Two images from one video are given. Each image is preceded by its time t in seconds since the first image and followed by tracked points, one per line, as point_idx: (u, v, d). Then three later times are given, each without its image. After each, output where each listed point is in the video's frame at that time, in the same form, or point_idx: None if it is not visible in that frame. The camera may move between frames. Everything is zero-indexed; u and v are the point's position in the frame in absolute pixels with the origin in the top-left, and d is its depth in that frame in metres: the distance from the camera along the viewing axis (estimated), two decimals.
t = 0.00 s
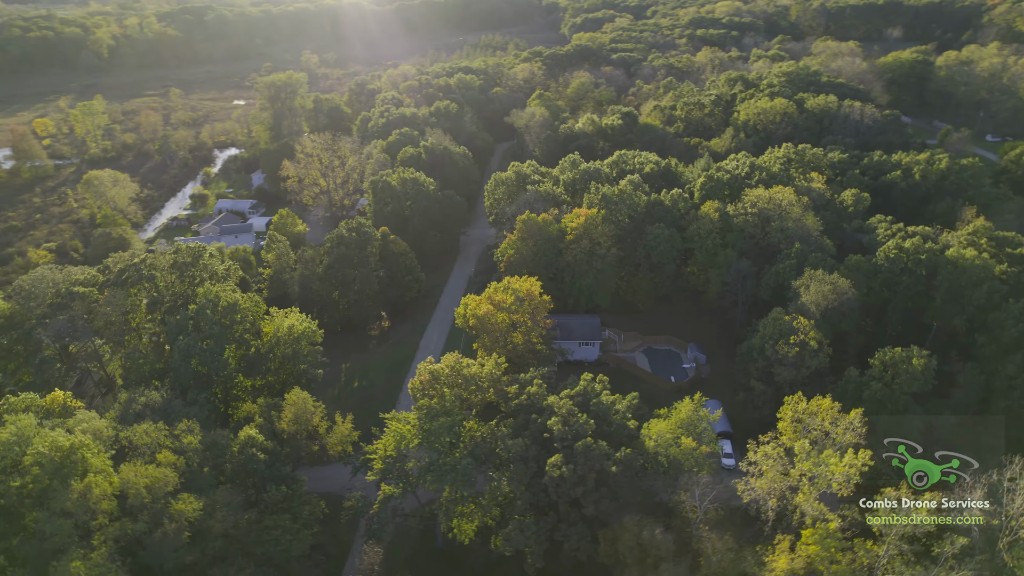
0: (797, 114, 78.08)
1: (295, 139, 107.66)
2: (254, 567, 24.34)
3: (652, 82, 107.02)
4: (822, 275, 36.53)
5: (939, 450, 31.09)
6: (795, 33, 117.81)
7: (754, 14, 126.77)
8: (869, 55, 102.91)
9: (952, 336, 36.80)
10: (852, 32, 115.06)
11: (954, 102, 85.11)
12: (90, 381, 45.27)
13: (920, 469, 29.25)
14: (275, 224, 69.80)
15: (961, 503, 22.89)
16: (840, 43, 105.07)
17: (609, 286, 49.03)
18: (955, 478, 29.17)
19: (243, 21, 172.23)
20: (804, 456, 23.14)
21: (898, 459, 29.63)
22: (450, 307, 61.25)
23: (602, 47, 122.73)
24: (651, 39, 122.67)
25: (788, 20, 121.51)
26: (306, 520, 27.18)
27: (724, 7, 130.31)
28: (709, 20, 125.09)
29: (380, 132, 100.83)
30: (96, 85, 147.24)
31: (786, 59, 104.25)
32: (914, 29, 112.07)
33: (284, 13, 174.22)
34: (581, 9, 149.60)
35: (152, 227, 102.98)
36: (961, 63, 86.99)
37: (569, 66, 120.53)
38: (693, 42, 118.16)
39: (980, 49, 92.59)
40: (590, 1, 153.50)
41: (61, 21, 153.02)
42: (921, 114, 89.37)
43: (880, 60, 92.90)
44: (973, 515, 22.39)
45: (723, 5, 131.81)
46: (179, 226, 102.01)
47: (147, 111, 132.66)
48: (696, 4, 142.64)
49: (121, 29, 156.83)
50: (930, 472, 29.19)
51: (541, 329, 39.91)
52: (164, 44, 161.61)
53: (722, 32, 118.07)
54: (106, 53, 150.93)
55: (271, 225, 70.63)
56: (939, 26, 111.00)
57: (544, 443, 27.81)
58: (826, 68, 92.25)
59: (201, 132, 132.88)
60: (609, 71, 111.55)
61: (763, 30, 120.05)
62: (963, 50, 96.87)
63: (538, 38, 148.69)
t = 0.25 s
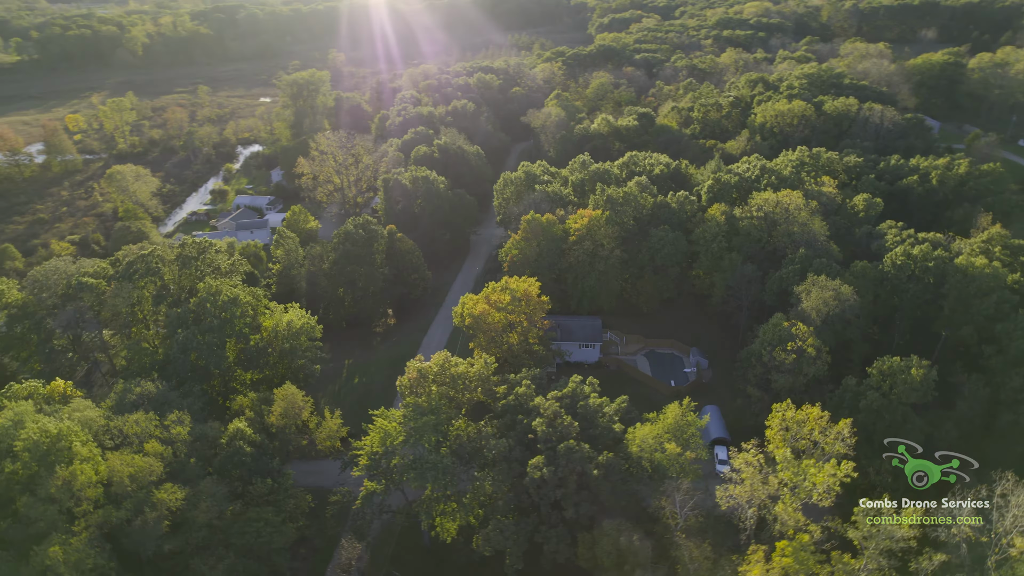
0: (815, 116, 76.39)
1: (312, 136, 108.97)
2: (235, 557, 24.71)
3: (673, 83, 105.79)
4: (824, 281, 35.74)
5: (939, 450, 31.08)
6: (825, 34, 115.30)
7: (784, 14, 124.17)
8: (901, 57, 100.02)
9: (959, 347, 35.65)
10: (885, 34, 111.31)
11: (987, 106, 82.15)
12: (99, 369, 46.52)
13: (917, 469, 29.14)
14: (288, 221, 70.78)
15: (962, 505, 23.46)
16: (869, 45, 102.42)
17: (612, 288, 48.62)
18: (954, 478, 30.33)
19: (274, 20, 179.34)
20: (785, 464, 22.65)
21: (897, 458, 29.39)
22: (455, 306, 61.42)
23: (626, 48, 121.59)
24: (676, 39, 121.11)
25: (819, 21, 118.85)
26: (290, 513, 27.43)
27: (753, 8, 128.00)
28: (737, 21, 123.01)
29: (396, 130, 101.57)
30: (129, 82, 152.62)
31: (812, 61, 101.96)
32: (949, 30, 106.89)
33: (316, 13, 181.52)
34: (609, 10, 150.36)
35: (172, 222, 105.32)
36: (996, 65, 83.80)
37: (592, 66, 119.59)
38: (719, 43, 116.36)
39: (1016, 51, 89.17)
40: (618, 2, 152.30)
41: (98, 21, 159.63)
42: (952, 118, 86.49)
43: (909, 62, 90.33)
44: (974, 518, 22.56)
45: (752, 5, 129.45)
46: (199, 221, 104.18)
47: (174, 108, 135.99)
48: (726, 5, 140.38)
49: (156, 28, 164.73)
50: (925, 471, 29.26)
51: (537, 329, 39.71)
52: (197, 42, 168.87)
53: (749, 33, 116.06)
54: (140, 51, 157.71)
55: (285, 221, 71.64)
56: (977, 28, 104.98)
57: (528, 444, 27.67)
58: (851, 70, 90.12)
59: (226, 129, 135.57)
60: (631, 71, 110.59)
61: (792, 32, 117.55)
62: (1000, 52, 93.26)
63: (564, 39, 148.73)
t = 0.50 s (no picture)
0: (833, 119, 74.82)
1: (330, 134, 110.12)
2: (219, 549, 25.09)
3: (694, 85, 104.56)
4: (824, 288, 34.99)
5: (939, 450, 30.33)
6: (856, 36, 112.81)
7: (814, 15, 121.76)
8: (932, 59, 97.07)
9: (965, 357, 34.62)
10: (919, 36, 108.01)
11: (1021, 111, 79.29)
12: (108, 360, 47.74)
13: (918, 469, 28.36)
14: (301, 217, 71.69)
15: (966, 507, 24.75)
16: (899, 46, 99.64)
17: (614, 291, 48.29)
18: (952, 478, 29.96)
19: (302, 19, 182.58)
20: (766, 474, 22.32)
21: (897, 458, 28.66)
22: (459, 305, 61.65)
23: (649, 49, 120.27)
24: (701, 41, 119.52)
25: (850, 23, 115.91)
26: (276, 507, 27.73)
27: (781, 9, 125.78)
28: (765, 21, 120.79)
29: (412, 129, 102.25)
30: (160, 80, 156.64)
31: (839, 63, 99.69)
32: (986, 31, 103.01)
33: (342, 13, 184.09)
34: (636, 10, 148.71)
35: (192, 217, 107.33)
36: None
37: (615, 67, 118.26)
38: (744, 45, 114.55)
39: None
40: (646, 2, 150.62)
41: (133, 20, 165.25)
42: (983, 123, 83.69)
43: (939, 64, 87.77)
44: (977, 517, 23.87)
45: (781, 6, 127.05)
46: (217, 216, 105.98)
47: (200, 106, 138.93)
48: (755, 6, 137.97)
49: (189, 27, 168.15)
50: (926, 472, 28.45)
51: (533, 330, 39.58)
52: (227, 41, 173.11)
53: (776, 34, 114.04)
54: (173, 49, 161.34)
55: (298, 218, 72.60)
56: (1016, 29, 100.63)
57: (513, 445, 27.60)
58: (876, 73, 88.01)
59: (249, 126, 137.63)
60: (652, 73, 109.64)
61: (821, 33, 115.04)
62: None
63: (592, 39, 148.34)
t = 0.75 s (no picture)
0: (851, 122, 73.27)
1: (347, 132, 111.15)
2: (204, 538, 25.58)
3: (714, 86, 103.28)
4: (824, 294, 34.33)
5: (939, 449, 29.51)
6: (886, 37, 110.28)
7: (843, 16, 119.40)
8: (964, 61, 94.25)
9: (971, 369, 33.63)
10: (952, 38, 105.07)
11: None
12: (118, 350, 48.94)
13: (919, 469, 28.22)
14: (312, 214, 72.57)
15: (963, 505, 26.97)
16: (929, 48, 97.02)
17: (616, 293, 48.00)
18: (954, 477, 29.17)
19: (331, 17, 185.74)
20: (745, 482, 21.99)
21: (897, 458, 28.27)
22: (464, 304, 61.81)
23: (672, 49, 118.70)
24: (725, 42, 117.83)
25: (881, 24, 113.13)
26: (264, 500, 28.11)
27: (809, 9, 123.50)
28: (792, 22, 118.27)
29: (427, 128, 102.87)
30: (189, 78, 160.81)
31: (866, 65, 97.40)
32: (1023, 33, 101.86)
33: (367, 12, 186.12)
34: (663, 11, 146.66)
35: (210, 212, 109.45)
36: None
37: (638, 68, 116.64)
38: (769, 46, 112.68)
39: None
40: (672, 3, 148.64)
41: (167, 19, 173.37)
42: (1014, 127, 81.01)
43: (969, 67, 85.25)
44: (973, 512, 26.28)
45: (810, 7, 124.63)
46: (235, 212, 107.86)
47: (225, 103, 141.61)
48: (784, 6, 135.42)
49: (220, 26, 175.69)
50: (929, 473, 28.23)
51: (528, 329, 39.56)
52: (255, 39, 178.61)
53: (802, 35, 112.05)
54: (203, 46, 169.07)
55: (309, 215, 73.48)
56: None
57: (497, 445, 27.59)
58: (902, 76, 85.75)
59: (271, 123, 139.68)
60: (672, 74, 108.61)
61: (849, 35, 112.61)
62: None
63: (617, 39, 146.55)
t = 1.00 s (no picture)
0: (868, 125, 71.88)
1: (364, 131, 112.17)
2: (192, 529, 26.00)
3: (735, 88, 101.98)
4: (825, 300, 33.61)
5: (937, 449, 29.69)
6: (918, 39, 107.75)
7: (874, 17, 116.92)
8: (997, 63, 91.46)
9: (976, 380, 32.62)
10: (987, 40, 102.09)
11: None
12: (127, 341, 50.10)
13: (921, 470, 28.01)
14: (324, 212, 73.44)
15: (961, 506, 27.42)
16: (961, 50, 94.37)
17: (618, 295, 47.69)
18: (954, 478, 28.96)
19: (358, 16, 187.66)
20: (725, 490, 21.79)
21: (898, 458, 27.75)
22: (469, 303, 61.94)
23: (695, 50, 117.18)
24: (750, 43, 116.19)
25: (913, 26, 110.44)
26: (252, 493, 28.53)
27: (839, 10, 121.12)
28: (820, 24, 116.29)
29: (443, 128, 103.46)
30: (216, 76, 163.98)
31: (893, 67, 95.10)
32: None
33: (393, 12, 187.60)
34: (690, 11, 144.92)
35: (228, 208, 111.37)
36: None
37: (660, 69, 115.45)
38: (795, 47, 110.75)
39: None
40: (699, 3, 146.96)
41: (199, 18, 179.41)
42: None
43: (1001, 70, 82.78)
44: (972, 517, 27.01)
45: (840, 8, 122.26)
46: (253, 208, 109.63)
47: (248, 101, 144.06)
48: (814, 6, 132.76)
49: (250, 25, 180.28)
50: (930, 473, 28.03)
51: (526, 330, 39.54)
52: (282, 39, 181.35)
53: (829, 37, 110.08)
54: (232, 45, 173.70)
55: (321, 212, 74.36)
56: None
57: (482, 445, 27.62)
58: (927, 78, 83.77)
59: (292, 121, 141.64)
60: (692, 75, 107.53)
61: (879, 36, 110.34)
62: None
63: (641, 40, 145.26)
